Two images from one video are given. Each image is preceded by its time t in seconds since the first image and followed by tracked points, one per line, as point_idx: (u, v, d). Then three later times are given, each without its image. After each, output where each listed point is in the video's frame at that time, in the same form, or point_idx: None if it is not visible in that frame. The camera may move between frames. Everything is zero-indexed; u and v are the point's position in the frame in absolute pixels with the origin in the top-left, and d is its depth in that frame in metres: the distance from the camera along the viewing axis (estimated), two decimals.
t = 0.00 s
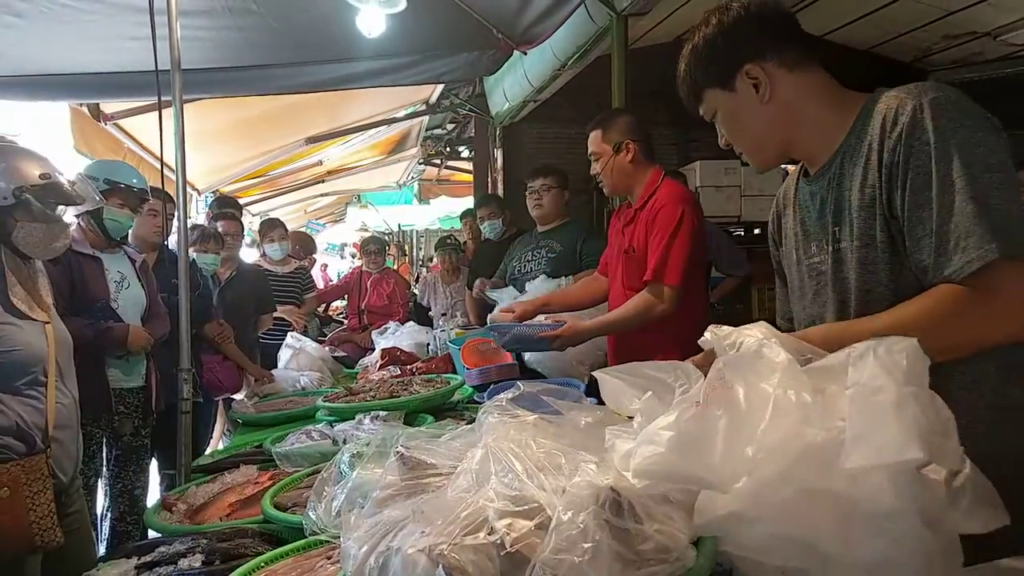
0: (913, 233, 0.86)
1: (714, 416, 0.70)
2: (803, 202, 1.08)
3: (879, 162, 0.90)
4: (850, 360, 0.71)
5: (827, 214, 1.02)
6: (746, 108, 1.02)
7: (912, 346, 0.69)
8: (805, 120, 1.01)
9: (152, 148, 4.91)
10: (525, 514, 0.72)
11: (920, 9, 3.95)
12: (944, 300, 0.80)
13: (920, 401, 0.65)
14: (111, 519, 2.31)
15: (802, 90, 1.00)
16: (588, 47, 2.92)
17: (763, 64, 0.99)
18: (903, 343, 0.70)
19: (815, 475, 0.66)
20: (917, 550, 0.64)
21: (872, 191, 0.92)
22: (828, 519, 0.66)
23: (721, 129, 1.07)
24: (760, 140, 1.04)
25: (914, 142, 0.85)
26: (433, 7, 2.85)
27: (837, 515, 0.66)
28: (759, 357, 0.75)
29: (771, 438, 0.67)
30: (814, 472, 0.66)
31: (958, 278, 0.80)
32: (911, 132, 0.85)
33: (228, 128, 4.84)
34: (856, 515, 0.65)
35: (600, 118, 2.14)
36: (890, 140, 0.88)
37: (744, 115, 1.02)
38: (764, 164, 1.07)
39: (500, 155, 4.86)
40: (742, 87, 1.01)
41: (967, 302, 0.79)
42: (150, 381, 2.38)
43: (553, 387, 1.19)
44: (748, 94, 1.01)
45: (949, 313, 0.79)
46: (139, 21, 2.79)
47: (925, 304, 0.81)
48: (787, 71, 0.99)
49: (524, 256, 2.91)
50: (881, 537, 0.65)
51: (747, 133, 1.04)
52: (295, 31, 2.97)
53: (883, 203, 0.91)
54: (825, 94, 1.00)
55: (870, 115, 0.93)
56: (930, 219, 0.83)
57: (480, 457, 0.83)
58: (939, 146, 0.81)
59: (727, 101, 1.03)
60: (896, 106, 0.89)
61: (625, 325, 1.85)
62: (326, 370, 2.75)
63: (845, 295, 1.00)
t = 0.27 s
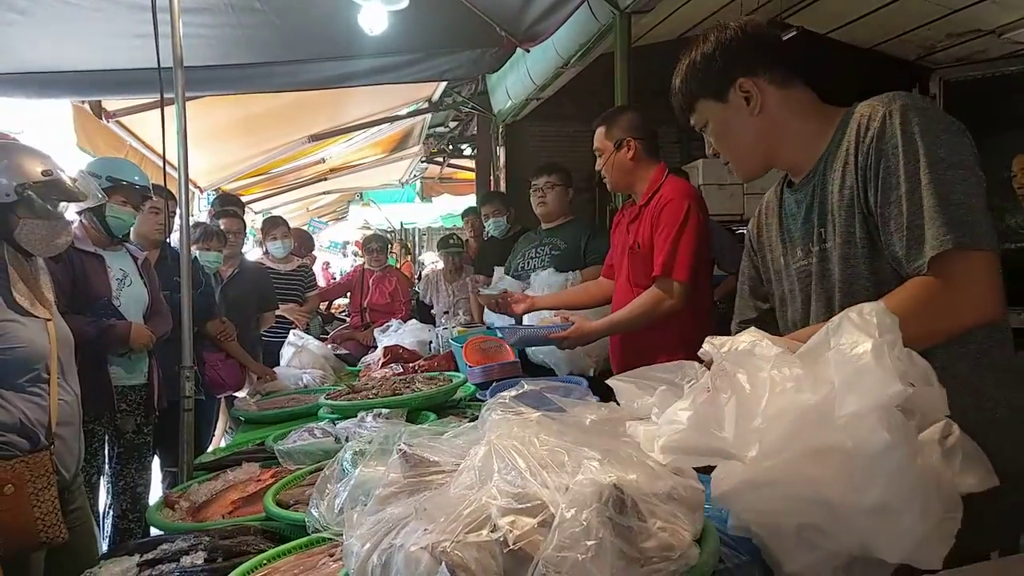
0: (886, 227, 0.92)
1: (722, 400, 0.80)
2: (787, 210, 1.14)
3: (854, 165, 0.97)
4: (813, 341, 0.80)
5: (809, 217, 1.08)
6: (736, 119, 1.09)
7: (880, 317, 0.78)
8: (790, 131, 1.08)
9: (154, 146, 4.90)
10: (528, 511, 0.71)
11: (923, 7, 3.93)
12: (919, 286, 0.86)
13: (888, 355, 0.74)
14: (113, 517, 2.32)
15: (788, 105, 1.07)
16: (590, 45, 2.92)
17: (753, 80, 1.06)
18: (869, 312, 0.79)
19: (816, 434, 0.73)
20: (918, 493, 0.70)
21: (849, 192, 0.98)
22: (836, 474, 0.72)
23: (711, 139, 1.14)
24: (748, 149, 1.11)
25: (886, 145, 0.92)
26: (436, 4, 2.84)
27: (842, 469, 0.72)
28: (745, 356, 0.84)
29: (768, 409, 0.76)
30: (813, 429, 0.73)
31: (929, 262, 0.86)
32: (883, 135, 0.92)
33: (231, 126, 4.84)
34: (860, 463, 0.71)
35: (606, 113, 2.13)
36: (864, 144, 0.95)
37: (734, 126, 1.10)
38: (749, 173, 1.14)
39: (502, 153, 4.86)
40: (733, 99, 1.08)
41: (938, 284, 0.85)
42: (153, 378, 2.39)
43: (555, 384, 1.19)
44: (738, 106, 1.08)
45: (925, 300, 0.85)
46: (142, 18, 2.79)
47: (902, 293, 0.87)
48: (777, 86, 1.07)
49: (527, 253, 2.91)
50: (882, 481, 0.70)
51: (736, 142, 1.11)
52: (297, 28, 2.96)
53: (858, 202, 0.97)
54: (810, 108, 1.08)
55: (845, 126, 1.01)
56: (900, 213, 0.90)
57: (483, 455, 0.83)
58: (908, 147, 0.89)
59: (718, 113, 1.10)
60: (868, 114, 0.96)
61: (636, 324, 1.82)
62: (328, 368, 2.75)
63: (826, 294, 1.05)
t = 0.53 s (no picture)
0: (894, 217, 0.93)
1: (726, 393, 0.85)
2: (776, 211, 1.14)
3: (855, 158, 0.98)
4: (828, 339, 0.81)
5: (804, 215, 1.08)
6: (729, 121, 1.08)
7: (892, 315, 0.78)
8: (780, 137, 1.08)
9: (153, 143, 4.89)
10: (528, 509, 0.71)
11: (921, 6, 3.93)
12: (929, 271, 0.86)
13: (895, 355, 0.74)
14: (111, 515, 2.32)
15: (780, 110, 1.08)
16: (590, 43, 2.92)
17: (748, 83, 1.06)
18: (881, 310, 0.79)
19: (821, 433, 0.74)
20: (922, 493, 0.69)
21: (850, 185, 0.99)
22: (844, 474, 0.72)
23: (701, 140, 1.13)
24: (738, 152, 1.10)
25: (890, 136, 0.93)
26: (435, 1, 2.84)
27: (849, 469, 0.72)
28: (765, 351, 0.86)
29: (779, 403, 0.78)
30: (820, 428, 0.74)
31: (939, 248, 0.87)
32: (887, 126, 0.93)
33: (229, 124, 4.84)
34: (864, 463, 0.71)
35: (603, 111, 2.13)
36: (866, 136, 0.96)
37: (726, 127, 1.09)
38: (738, 175, 1.14)
39: (502, 151, 4.85)
40: (727, 101, 1.07)
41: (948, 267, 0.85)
42: (151, 376, 2.38)
43: (555, 381, 1.19)
44: (731, 109, 1.07)
45: (939, 285, 0.85)
46: (141, 15, 2.79)
47: (913, 280, 0.87)
48: (769, 90, 1.07)
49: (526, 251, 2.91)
50: (888, 480, 0.70)
51: (727, 145, 1.10)
52: (295, 25, 2.96)
53: (860, 195, 0.98)
54: (800, 116, 1.08)
55: (842, 125, 1.01)
56: (908, 201, 0.90)
57: (482, 453, 0.83)
58: (913, 137, 0.90)
59: (711, 113, 1.09)
60: (867, 110, 0.98)
61: (641, 317, 1.82)
62: (327, 365, 2.75)
63: (828, 291, 1.05)
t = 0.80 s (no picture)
0: (902, 214, 0.93)
1: (732, 394, 0.86)
2: (776, 208, 1.14)
3: (859, 156, 0.98)
4: (840, 340, 0.81)
5: (805, 213, 1.08)
6: (733, 114, 1.07)
7: (904, 320, 0.77)
8: (783, 132, 1.08)
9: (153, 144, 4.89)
10: (529, 508, 0.71)
11: (921, 5, 3.93)
12: (937, 270, 0.87)
13: (906, 360, 0.74)
14: (112, 515, 2.32)
15: (784, 105, 1.07)
16: (590, 42, 2.92)
17: (753, 78, 1.06)
18: (894, 314, 0.79)
19: (827, 436, 0.74)
20: (928, 497, 0.69)
21: (854, 183, 0.99)
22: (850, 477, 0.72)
23: (704, 133, 1.12)
24: (741, 146, 1.09)
25: (896, 134, 0.92)
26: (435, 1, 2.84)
27: (855, 471, 0.72)
28: (773, 351, 0.86)
29: (787, 404, 0.78)
30: (827, 430, 0.74)
31: (948, 244, 0.87)
32: (894, 124, 0.93)
33: (229, 124, 4.84)
34: (871, 466, 0.71)
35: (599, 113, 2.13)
36: (871, 134, 0.96)
37: (730, 120, 1.08)
38: (738, 169, 1.13)
39: (502, 151, 4.85)
40: (732, 94, 1.06)
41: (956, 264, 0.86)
42: (152, 376, 2.38)
43: (555, 381, 1.19)
44: (735, 102, 1.07)
45: (947, 283, 0.85)
46: (140, 15, 2.79)
47: (922, 278, 0.87)
48: (774, 86, 1.07)
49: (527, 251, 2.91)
50: (894, 484, 0.70)
51: (730, 139, 1.09)
52: (296, 25, 2.96)
53: (865, 193, 0.98)
54: (803, 112, 1.08)
55: (846, 123, 1.01)
56: (917, 198, 0.90)
57: (482, 453, 0.83)
58: (921, 134, 0.90)
59: (715, 106, 1.08)
60: (872, 108, 0.97)
61: (633, 315, 1.84)
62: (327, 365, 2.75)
63: (828, 289, 1.05)
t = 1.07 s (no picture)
0: (916, 218, 0.93)
1: (738, 398, 0.86)
2: (795, 203, 1.14)
3: (881, 155, 0.97)
4: (847, 345, 0.81)
5: (821, 210, 1.09)
6: (759, 106, 1.07)
7: (913, 324, 0.78)
8: (808, 123, 1.07)
9: (159, 142, 4.91)
10: (533, 507, 0.72)
11: (928, 6, 3.93)
12: (949, 277, 0.87)
13: (915, 365, 0.74)
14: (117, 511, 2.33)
15: (810, 97, 1.07)
16: (595, 43, 2.92)
17: (778, 69, 1.05)
18: (903, 319, 0.79)
19: (831, 439, 0.74)
20: (934, 501, 0.69)
21: (874, 183, 0.99)
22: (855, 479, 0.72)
23: (727, 125, 1.11)
24: (766, 138, 1.09)
25: (918, 136, 0.92)
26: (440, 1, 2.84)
27: (860, 472, 0.72)
28: (776, 356, 0.86)
29: (793, 408, 0.78)
30: (832, 432, 0.75)
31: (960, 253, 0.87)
32: (917, 126, 0.93)
33: (234, 123, 4.85)
34: (877, 469, 0.71)
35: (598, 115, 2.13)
36: (894, 134, 0.96)
37: (756, 112, 1.07)
38: (763, 162, 1.12)
39: (506, 151, 4.86)
40: (758, 86, 1.06)
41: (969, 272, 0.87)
42: (157, 374, 2.40)
43: (559, 381, 1.19)
44: (761, 94, 1.06)
45: (957, 291, 0.86)
46: (147, 15, 2.80)
47: (933, 286, 0.88)
48: (800, 79, 1.06)
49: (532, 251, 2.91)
50: (900, 487, 0.70)
51: (755, 130, 1.08)
52: (301, 25, 2.97)
53: (882, 194, 0.98)
54: (828, 104, 1.08)
55: (873, 117, 1.01)
56: (932, 204, 0.90)
57: (487, 451, 0.83)
58: (944, 138, 0.89)
59: (740, 97, 1.07)
60: (899, 106, 0.97)
61: (629, 317, 1.85)
62: (331, 364, 2.76)
63: (840, 286, 1.05)
